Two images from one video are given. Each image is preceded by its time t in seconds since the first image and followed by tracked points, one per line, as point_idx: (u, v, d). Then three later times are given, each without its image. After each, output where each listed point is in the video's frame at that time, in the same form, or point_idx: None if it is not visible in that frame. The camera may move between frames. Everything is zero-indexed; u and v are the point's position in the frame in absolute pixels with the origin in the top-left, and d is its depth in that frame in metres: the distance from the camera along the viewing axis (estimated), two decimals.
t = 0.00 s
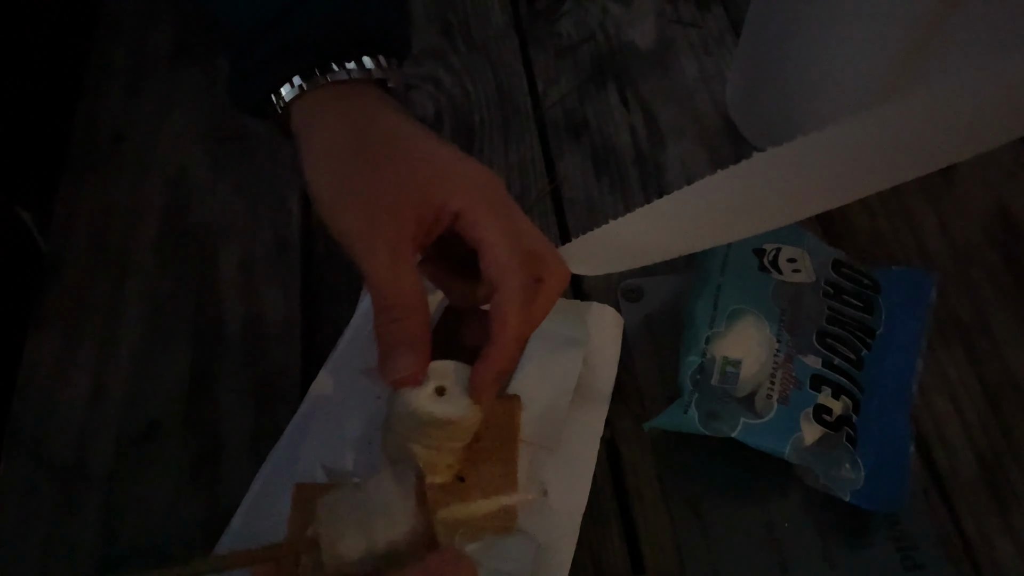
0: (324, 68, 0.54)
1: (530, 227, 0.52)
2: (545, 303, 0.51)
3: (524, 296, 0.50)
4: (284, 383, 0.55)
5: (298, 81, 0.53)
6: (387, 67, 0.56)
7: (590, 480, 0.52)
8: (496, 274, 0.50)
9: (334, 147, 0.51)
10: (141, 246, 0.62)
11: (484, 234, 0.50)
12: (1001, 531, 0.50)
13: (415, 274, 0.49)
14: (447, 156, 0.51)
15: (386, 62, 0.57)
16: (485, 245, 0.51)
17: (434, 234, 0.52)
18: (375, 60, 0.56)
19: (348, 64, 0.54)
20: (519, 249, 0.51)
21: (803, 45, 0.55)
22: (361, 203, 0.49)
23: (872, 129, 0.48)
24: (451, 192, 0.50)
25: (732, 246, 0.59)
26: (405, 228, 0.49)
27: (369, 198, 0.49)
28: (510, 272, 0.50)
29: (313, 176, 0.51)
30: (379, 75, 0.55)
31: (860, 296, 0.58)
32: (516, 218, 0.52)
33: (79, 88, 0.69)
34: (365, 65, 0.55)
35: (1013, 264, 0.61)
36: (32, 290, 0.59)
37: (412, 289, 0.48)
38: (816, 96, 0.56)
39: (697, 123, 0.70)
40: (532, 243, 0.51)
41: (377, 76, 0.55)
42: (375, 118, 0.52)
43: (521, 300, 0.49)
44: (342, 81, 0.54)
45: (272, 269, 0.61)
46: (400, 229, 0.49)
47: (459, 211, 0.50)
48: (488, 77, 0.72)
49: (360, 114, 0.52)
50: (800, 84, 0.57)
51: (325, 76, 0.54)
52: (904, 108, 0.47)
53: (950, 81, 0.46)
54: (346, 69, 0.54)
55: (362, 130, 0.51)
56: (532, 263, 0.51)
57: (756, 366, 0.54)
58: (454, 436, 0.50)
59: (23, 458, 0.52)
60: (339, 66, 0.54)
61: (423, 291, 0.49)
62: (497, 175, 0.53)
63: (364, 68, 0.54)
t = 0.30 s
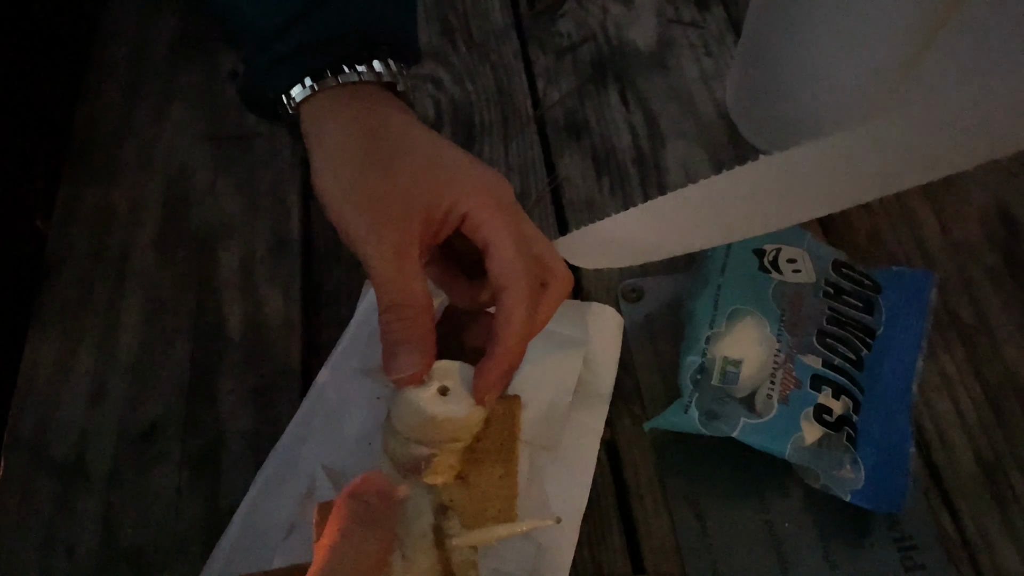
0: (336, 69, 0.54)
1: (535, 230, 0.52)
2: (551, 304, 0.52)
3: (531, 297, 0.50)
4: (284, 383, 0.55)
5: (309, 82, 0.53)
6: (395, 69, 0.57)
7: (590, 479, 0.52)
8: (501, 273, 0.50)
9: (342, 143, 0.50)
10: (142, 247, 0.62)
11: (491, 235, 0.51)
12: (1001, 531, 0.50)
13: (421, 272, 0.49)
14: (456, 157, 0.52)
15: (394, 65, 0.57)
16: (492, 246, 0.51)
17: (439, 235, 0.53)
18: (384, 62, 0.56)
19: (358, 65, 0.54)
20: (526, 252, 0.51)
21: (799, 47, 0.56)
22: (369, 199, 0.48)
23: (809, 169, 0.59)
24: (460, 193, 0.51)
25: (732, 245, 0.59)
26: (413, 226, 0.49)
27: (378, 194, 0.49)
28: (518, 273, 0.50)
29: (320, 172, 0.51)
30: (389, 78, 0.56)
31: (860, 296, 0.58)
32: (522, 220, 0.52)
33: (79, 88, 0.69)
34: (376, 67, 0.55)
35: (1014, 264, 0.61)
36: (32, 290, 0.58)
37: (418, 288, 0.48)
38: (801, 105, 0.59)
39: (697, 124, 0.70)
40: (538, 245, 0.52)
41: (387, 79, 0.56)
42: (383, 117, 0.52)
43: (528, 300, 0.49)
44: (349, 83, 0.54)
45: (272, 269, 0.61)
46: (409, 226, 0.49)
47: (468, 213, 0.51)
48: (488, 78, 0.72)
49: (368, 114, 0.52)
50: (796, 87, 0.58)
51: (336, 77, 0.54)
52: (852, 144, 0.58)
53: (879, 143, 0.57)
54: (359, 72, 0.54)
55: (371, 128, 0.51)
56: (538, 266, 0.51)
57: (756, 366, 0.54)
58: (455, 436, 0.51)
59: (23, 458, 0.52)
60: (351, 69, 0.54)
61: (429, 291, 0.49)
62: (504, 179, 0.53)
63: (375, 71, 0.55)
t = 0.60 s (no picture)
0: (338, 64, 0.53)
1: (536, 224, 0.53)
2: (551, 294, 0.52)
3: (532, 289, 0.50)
4: (284, 383, 0.55)
5: (312, 76, 0.53)
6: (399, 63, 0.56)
7: (590, 479, 0.52)
8: (501, 267, 0.50)
9: (342, 136, 0.50)
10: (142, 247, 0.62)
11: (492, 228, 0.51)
12: (1001, 531, 0.50)
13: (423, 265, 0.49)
14: (455, 150, 0.52)
15: (397, 59, 0.56)
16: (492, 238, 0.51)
17: (440, 229, 0.53)
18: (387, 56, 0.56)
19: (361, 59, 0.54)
20: (526, 246, 0.51)
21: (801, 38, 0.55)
22: (369, 191, 0.48)
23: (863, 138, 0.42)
24: (460, 187, 0.51)
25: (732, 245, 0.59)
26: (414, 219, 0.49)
27: (380, 187, 0.49)
28: (519, 266, 0.50)
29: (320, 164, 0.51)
30: (392, 71, 0.55)
31: (860, 296, 0.58)
32: (522, 214, 0.52)
33: (79, 88, 0.68)
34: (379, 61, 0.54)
35: (1013, 264, 0.61)
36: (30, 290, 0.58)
37: (422, 282, 0.48)
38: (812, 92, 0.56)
39: (697, 124, 0.70)
40: (538, 238, 0.52)
41: (390, 73, 0.55)
42: (383, 109, 0.52)
43: (530, 294, 0.50)
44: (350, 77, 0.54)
45: (272, 269, 0.61)
46: (410, 220, 0.49)
47: (469, 208, 0.51)
48: (488, 77, 0.72)
49: (368, 106, 0.52)
50: (796, 79, 0.57)
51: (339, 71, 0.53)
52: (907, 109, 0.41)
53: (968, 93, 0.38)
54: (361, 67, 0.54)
55: (371, 121, 0.51)
56: (538, 258, 0.52)
57: (756, 366, 0.54)
58: (456, 429, 0.50)
59: (23, 458, 0.52)
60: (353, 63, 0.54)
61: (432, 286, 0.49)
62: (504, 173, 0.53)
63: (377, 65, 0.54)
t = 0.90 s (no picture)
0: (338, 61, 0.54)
1: (536, 221, 0.53)
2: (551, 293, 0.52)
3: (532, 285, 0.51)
4: (284, 382, 0.55)
5: (311, 75, 0.54)
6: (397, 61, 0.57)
7: (590, 479, 0.52)
8: (503, 264, 0.51)
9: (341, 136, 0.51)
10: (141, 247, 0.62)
11: (493, 226, 0.51)
12: (1001, 531, 0.50)
13: (423, 262, 0.49)
14: (454, 149, 0.53)
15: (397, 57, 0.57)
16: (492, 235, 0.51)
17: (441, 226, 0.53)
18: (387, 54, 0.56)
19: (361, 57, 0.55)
20: (526, 242, 0.52)
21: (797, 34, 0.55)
22: (368, 192, 0.49)
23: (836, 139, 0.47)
24: (461, 185, 0.52)
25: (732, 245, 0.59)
26: (414, 217, 0.50)
27: (378, 188, 0.49)
28: (518, 262, 0.51)
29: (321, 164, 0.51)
30: (391, 69, 0.56)
31: (860, 296, 0.58)
32: (522, 210, 0.53)
33: (80, 89, 0.69)
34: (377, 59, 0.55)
35: (1012, 264, 0.61)
36: (29, 289, 0.58)
37: (421, 279, 0.48)
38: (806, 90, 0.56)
39: (697, 124, 0.70)
40: (538, 235, 0.52)
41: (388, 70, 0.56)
42: (382, 110, 0.53)
43: (530, 290, 0.50)
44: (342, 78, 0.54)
45: (272, 269, 0.61)
46: (410, 218, 0.49)
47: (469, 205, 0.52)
48: (488, 78, 0.72)
49: (367, 106, 0.53)
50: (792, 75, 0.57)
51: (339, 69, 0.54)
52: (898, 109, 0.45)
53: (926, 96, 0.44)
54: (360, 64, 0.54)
55: (371, 122, 0.52)
56: (538, 254, 0.52)
57: (756, 366, 0.54)
58: (456, 427, 0.50)
59: (24, 458, 0.52)
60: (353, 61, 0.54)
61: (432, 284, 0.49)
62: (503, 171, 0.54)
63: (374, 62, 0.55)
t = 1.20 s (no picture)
0: (368, 57, 0.54)
1: (559, 231, 0.51)
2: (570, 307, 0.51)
3: (546, 301, 0.49)
4: (284, 382, 0.55)
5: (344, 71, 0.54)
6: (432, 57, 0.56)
7: (590, 480, 0.52)
8: (518, 275, 0.49)
9: (370, 138, 0.52)
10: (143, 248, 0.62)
11: (510, 237, 0.50)
12: (1001, 530, 0.50)
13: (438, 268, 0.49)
14: (481, 157, 0.52)
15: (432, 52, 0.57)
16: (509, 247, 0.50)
17: (460, 234, 0.52)
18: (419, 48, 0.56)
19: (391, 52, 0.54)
20: (545, 254, 0.50)
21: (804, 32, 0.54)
22: (391, 195, 0.50)
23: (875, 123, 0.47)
24: (482, 193, 0.50)
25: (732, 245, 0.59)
26: (432, 222, 0.49)
27: (403, 192, 0.50)
28: (536, 277, 0.49)
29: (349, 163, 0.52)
30: (423, 66, 0.56)
31: (860, 296, 0.58)
32: (544, 221, 0.51)
33: (80, 88, 0.68)
34: (411, 56, 0.55)
35: (1012, 264, 0.61)
36: (29, 288, 0.58)
37: (429, 283, 0.47)
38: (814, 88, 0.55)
39: (697, 124, 0.70)
40: (559, 246, 0.51)
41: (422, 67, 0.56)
42: (413, 113, 0.53)
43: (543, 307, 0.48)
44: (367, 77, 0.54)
45: (272, 268, 0.61)
46: (427, 223, 0.49)
47: (487, 214, 0.50)
48: (488, 78, 0.72)
49: (400, 109, 0.53)
50: (800, 73, 0.56)
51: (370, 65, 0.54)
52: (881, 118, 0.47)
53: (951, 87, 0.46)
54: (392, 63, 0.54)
55: (401, 125, 0.52)
56: (558, 266, 0.50)
57: (756, 366, 0.54)
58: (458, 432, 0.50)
59: (23, 457, 0.52)
60: (384, 57, 0.54)
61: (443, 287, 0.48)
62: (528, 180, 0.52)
63: (407, 58, 0.54)
